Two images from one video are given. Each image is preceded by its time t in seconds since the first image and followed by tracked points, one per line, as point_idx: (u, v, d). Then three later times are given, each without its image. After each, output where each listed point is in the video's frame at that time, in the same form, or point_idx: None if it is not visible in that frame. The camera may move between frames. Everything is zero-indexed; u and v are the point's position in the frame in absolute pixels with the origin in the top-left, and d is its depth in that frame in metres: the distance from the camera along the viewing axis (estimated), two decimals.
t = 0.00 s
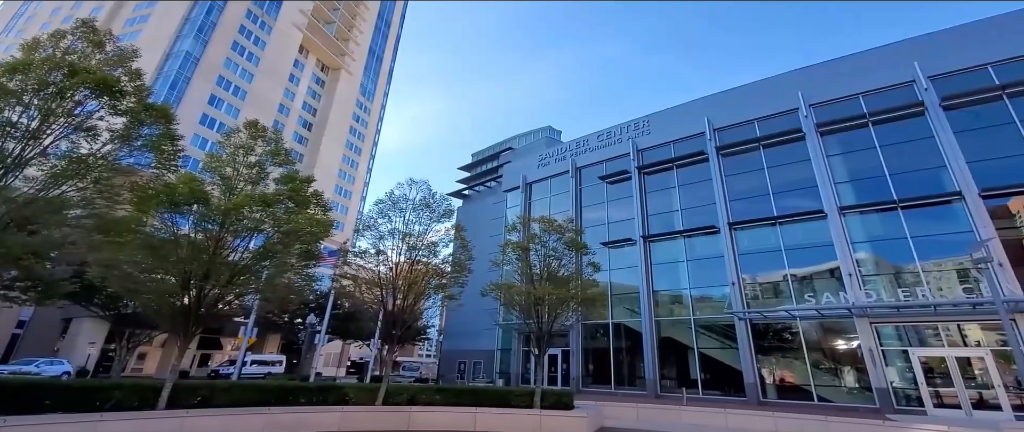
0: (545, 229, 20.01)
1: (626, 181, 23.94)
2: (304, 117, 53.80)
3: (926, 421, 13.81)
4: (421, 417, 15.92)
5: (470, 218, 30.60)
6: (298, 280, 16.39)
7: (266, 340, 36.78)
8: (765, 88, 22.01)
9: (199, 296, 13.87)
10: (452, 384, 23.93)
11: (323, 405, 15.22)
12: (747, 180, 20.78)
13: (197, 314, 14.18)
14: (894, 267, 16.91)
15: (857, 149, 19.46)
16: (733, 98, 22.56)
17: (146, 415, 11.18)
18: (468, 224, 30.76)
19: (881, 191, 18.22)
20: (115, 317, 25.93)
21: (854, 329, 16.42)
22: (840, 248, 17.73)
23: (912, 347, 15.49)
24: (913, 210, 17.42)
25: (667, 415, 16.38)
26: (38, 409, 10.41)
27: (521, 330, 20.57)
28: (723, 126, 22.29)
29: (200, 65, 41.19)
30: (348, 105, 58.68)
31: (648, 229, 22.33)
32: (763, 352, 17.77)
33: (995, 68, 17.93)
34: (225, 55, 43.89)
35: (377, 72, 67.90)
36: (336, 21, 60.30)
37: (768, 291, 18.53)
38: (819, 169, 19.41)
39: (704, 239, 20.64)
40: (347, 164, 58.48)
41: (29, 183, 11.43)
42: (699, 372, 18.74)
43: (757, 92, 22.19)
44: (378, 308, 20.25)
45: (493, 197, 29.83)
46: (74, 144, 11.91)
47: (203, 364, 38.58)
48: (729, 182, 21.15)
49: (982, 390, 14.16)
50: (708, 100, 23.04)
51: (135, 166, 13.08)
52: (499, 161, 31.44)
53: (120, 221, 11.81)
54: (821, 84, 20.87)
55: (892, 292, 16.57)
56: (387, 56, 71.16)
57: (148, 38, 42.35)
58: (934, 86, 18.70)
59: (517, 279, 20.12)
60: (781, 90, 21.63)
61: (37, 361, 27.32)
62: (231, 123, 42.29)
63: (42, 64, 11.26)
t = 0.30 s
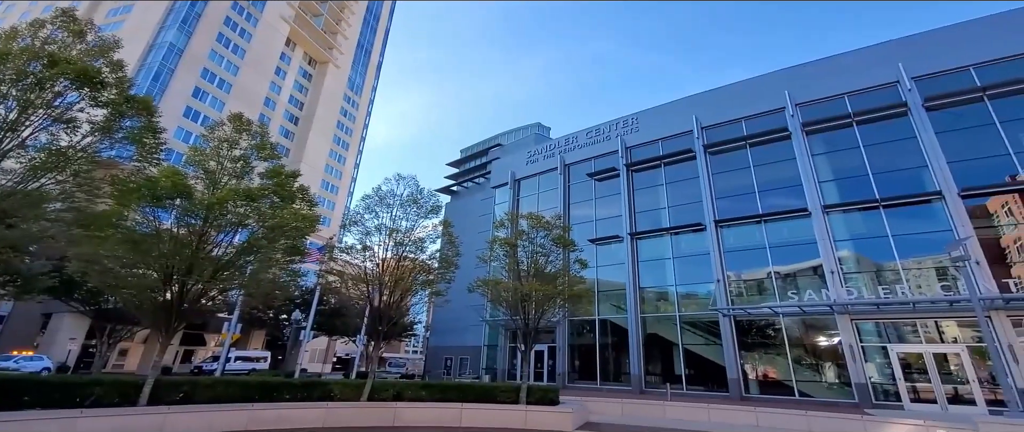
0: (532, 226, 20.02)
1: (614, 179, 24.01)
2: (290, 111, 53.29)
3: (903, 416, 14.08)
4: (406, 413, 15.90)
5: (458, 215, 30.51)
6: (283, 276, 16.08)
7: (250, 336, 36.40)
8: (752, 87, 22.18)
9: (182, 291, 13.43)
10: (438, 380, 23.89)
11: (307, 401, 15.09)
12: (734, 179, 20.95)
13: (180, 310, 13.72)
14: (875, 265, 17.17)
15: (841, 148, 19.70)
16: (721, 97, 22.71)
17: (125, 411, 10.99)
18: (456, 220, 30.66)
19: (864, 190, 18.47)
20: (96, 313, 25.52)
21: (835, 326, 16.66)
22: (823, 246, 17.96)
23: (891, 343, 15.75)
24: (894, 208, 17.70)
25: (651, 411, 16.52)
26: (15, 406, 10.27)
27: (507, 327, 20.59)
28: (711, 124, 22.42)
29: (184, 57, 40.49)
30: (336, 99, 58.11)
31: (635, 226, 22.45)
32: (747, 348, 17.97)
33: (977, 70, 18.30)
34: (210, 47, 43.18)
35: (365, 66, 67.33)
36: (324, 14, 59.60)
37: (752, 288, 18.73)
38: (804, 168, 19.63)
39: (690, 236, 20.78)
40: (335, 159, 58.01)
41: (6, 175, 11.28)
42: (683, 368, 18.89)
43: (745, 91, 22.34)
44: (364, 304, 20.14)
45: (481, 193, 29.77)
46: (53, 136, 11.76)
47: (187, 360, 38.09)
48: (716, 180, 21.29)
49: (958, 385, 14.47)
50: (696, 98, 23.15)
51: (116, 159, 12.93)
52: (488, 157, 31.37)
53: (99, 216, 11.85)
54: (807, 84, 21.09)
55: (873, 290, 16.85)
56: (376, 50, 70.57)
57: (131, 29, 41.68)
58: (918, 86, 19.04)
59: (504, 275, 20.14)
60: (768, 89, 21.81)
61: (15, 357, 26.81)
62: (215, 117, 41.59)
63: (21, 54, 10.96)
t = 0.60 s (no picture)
0: (518, 223, 20.04)
1: (601, 176, 24.09)
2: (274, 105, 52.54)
3: (879, 410, 14.38)
4: (389, 410, 15.81)
5: (445, 211, 30.38)
6: (264, 272, 15.78)
7: (233, 333, 35.87)
8: (737, 87, 22.38)
9: (161, 288, 13.09)
10: (423, 376, 23.82)
11: (289, 399, 14.93)
12: (718, 177, 21.13)
13: (159, 307, 13.29)
14: (854, 262, 17.47)
15: (823, 148, 19.97)
16: (706, 96, 22.87)
17: (102, 408, 10.75)
18: (442, 216, 30.51)
19: (845, 189, 18.77)
20: (73, 309, 24.96)
21: (815, 323, 16.92)
22: (804, 244, 18.22)
23: (868, 339, 16.06)
24: (874, 207, 18.01)
25: (634, 406, 16.66)
26: None
27: (492, 324, 20.60)
28: (697, 122, 22.57)
29: (164, 49, 39.76)
30: (321, 93, 57.43)
31: (621, 223, 22.56)
32: (729, 344, 18.18)
33: (956, 72, 18.73)
34: (192, 38, 42.41)
35: (351, 60, 66.63)
36: (309, 6, 58.76)
37: (735, 286, 18.95)
38: (787, 167, 19.87)
39: (675, 234, 20.95)
40: (320, 154, 57.44)
41: None
42: (667, 364, 19.05)
43: (730, 90, 22.53)
44: (348, 301, 20.00)
45: (468, 190, 29.65)
46: (29, 129, 11.57)
47: (167, 357, 37.46)
48: (701, 178, 21.45)
49: (931, 380, 14.84)
50: (682, 96, 23.29)
51: (94, 153, 12.54)
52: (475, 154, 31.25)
53: (76, 210, 11.70)
54: (791, 84, 21.34)
55: (852, 287, 17.15)
56: (362, 45, 69.87)
57: (111, 20, 40.90)
58: (899, 88, 19.38)
59: (490, 272, 20.14)
60: (753, 89, 22.01)
61: None
62: (197, 110, 40.82)
63: None
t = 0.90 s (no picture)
0: (502, 220, 20.04)
1: (585, 174, 24.17)
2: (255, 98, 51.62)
3: (853, 405, 14.70)
4: (369, 408, 15.70)
5: (428, 208, 30.21)
6: (244, 268, 15.76)
7: (211, 330, 35.21)
8: (720, 87, 22.59)
9: (136, 284, 12.77)
10: (404, 374, 23.68)
11: (268, 397, 14.69)
12: (701, 176, 21.35)
13: (134, 305, 13.08)
14: (831, 261, 17.80)
15: (803, 148, 20.28)
16: (689, 95, 23.04)
17: (75, 407, 10.52)
18: (426, 213, 30.33)
19: (823, 189, 19.09)
20: (44, 306, 24.27)
21: (792, 320, 17.20)
22: (782, 243, 18.50)
23: (843, 336, 16.40)
24: (851, 207, 18.36)
25: (615, 403, 16.78)
26: None
27: (475, 321, 20.55)
28: (680, 122, 22.75)
29: (142, 40, 38.94)
30: (304, 88, 56.65)
31: (604, 221, 22.67)
32: (708, 341, 18.38)
33: (932, 75, 19.16)
34: (171, 30, 41.52)
35: (334, 55, 65.83)
36: None
37: (716, 283, 19.16)
38: (768, 167, 20.15)
39: (657, 232, 21.12)
40: (302, 150, 56.77)
41: None
42: (647, 361, 19.21)
43: (713, 90, 22.72)
44: (329, 298, 19.81)
45: (452, 187, 29.51)
46: None
47: (142, 355, 36.65)
48: (684, 177, 21.63)
49: (903, 376, 15.19)
50: (666, 95, 23.43)
51: (67, 145, 12.59)
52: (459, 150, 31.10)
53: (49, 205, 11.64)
54: (772, 85, 21.62)
55: (828, 285, 17.47)
56: (346, 39, 69.05)
57: (88, 12, 40.35)
58: (877, 90, 19.77)
59: (473, 269, 20.09)
60: (735, 89, 22.25)
61: None
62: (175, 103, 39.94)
63: None
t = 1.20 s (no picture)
0: (483, 217, 20.05)
1: (567, 172, 24.23)
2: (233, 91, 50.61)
3: (824, 401, 15.01)
4: (347, 405, 15.49)
5: (410, 204, 30.02)
6: (219, 265, 15.33)
7: (185, 328, 34.48)
8: (701, 88, 22.85)
9: (107, 280, 12.46)
10: (383, 372, 23.51)
11: (243, 395, 14.39)
12: (681, 175, 21.57)
13: (104, 301, 12.63)
14: (806, 260, 18.15)
15: (781, 149, 20.60)
16: (672, 95, 23.25)
17: (42, 406, 10.25)
18: (407, 210, 30.10)
19: (799, 190, 19.42)
20: (9, 302, 23.51)
21: (768, 318, 17.50)
22: (760, 243, 18.79)
23: (816, 333, 16.73)
24: (826, 208, 18.73)
25: (594, 399, 16.89)
26: None
27: (456, 318, 20.49)
28: (662, 121, 22.94)
29: (117, 30, 38.00)
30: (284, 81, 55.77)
31: (586, 220, 22.76)
32: (686, 338, 18.58)
33: (906, 80, 19.67)
34: (147, 20, 40.62)
35: (316, 48, 64.96)
36: None
37: (694, 282, 19.36)
38: (747, 167, 20.45)
39: (638, 231, 21.29)
40: (281, 144, 55.84)
41: None
42: (626, 358, 19.35)
43: (694, 91, 22.96)
44: (307, 295, 19.57)
45: (434, 184, 29.33)
46: None
47: (113, 353, 35.77)
48: (665, 176, 21.82)
49: (873, 372, 15.60)
50: (649, 95, 23.62)
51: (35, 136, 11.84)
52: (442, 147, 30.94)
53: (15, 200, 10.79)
54: (752, 87, 21.95)
55: (803, 283, 17.79)
56: (328, 33, 68.20)
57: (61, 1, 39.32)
58: (853, 93, 20.21)
59: (454, 267, 20.04)
60: (716, 90, 22.53)
61: None
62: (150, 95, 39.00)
63: None
